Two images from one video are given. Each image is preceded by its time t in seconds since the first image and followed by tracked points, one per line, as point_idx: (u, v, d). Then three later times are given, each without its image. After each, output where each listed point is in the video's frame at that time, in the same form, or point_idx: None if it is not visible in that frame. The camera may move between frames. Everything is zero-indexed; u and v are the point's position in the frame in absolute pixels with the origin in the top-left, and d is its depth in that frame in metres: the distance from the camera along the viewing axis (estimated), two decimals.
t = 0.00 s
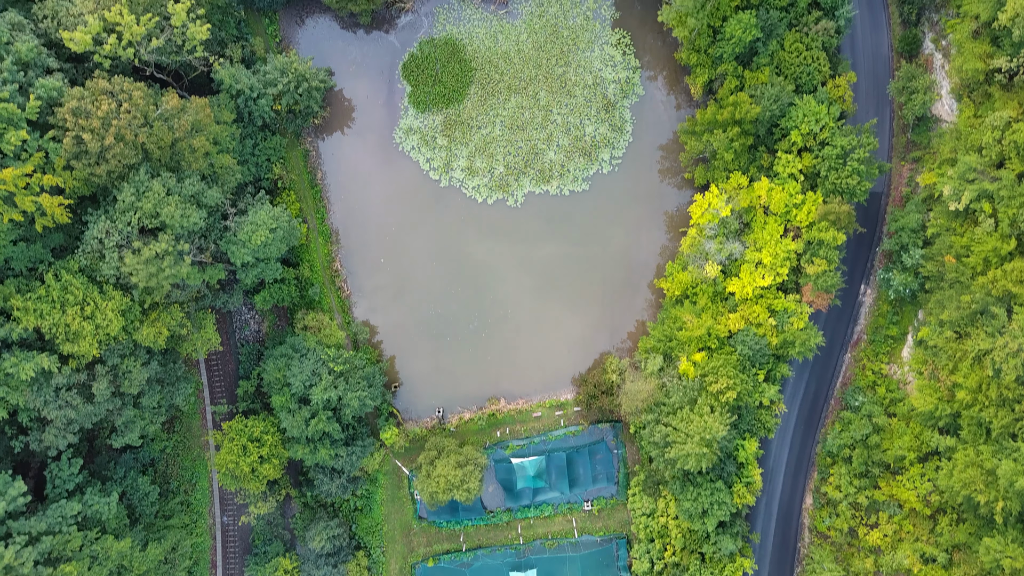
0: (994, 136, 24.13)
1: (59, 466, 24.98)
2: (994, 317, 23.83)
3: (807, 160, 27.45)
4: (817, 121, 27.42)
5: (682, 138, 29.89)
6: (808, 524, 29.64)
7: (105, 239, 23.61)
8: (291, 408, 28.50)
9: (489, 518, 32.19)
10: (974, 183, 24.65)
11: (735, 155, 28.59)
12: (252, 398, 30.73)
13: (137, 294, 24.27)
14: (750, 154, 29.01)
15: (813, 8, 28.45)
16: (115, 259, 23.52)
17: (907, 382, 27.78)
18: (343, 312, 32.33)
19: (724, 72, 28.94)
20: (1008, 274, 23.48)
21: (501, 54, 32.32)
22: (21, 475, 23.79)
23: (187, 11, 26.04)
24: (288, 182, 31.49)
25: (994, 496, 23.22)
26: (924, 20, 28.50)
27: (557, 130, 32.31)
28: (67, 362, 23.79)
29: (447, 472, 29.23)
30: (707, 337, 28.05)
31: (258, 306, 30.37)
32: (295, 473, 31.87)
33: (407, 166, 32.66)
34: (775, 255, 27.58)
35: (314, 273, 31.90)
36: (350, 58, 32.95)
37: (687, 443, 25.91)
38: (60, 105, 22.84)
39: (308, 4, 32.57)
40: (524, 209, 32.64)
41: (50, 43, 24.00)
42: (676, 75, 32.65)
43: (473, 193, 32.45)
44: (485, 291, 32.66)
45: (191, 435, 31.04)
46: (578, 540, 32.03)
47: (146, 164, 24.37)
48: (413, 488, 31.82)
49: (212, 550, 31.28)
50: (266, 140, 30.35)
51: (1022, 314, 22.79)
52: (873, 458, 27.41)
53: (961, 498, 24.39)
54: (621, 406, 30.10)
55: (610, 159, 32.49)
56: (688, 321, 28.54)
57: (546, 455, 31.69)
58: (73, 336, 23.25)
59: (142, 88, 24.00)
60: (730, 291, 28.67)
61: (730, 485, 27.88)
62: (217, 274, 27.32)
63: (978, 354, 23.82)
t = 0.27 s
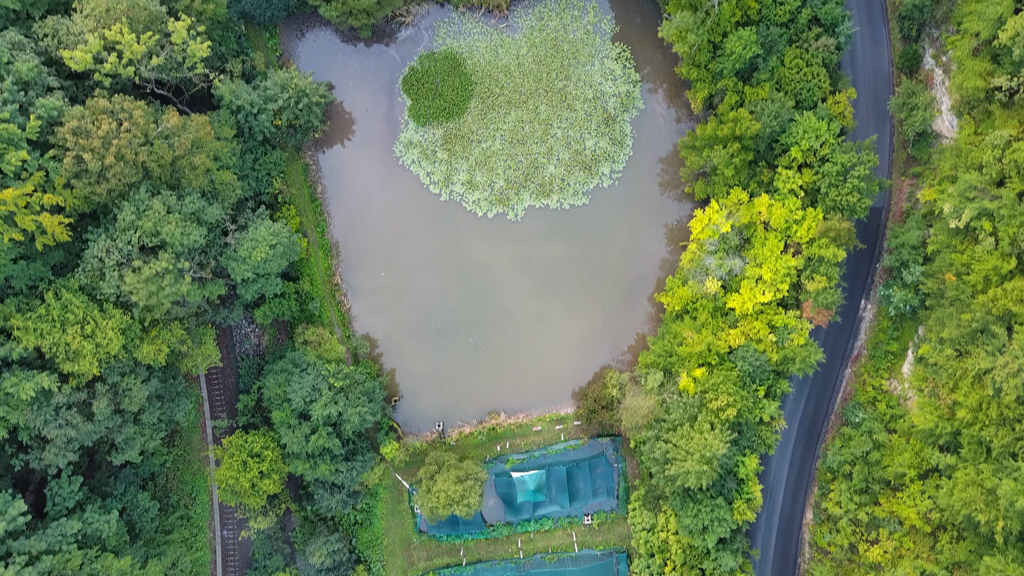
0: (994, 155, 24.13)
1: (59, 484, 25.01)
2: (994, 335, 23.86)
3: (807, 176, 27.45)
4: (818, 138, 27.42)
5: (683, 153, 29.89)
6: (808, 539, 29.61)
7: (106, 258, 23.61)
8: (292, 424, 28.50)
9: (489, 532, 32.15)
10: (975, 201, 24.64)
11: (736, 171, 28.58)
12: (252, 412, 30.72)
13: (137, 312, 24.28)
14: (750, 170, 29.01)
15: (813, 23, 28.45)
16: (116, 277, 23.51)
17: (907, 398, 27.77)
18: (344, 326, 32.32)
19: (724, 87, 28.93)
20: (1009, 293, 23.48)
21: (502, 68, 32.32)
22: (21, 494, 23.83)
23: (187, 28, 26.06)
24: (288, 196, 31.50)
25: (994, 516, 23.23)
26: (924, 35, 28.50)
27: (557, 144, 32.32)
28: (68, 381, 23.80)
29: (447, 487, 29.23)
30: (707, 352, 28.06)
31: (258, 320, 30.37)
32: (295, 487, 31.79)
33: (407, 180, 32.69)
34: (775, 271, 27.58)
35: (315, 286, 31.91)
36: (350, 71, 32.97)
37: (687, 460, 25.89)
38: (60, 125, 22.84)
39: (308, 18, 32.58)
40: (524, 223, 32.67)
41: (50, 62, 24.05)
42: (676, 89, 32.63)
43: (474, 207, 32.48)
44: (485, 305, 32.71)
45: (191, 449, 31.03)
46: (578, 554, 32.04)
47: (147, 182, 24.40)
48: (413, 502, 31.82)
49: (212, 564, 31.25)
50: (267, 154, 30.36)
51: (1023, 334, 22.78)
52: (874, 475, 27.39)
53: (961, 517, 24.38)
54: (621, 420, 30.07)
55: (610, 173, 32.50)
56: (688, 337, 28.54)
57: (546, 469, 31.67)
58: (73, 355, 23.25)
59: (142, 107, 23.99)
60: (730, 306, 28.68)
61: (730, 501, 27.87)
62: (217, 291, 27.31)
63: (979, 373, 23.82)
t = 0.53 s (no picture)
0: (995, 173, 24.12)
1: (60, 501, 25.08)
2: (994, 354, 23.89)
3: (807, 192, 27.45)
4: (818, 154, 27.42)
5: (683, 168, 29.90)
6: (809, 555, 29.56)
7: (106, 277, 23.63)
8: (292, 439, 28.51)
9: (489, 546, 32.10)
10: (975, 218, 24.64)
11: (736, 186, 28.57)
12: (252, 426, 30.70)
13: (137, 330, 24.28)
14: (750, 185, 28.99)
15: (814, 39, 28.45)
16: (115, 296, 23.51)
17: (908, 414, 27.76)
18: (344, 340, 32.31)
19: (724, 102, 28.92)
20: (1009, 312, 23.46)
21: (502, 82, 32.32)
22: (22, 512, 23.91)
23: (188, 45, 26.09)
24: (288, 210, 31.50)
25: (994, 535, 23.22)
26: (925, 51, 28.50)
27: (558, 158, 32.32)
28: (68, 400, 23.83)
29: (447, 502, 29.22)
30: (707, 368, 28.05)
31: (258, 335, 30.37)
32: (295, 501, 31.71)
33: (408, 194, 32.71)
34: (776, 287, 27.56)
35: (315, 300, 31.91)
36: (350, 85, 32.99)
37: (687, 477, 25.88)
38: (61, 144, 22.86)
39: (308, 32, 32.61)
40: (525, 236, 32.67)
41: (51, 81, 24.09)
42: (677, 102, 32.63)
43: (474, 221, 32.49)
44: (485, 319, 32.72)
45: (191, 463, 31.02)
46: (578, 568, 32.02)
47: (147, 200, 24.41)
48: (414, 516, 31.78)
49: None
50: (267, 169, 30.36)
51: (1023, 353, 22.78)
52: (874, 491, 27.35)
53: (962, 536, 24.35)
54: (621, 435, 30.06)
55: (610, 187, 32.49)
56: (688, 352, 28.54)
57: (546, 483, 31.63)
58: (73, 374, 23.26)
59: (142, 125, 23.99)
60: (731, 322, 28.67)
61: (731, 518, 27.84)
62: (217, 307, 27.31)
63: (979, 391, 23.81)
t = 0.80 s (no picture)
0: (995, 192, 24.13)
1: (60, 519, 25.12)
2: (994, 373, 23.92)
3: (808, 208, 27.44)
4: (818, 170, 27.41)
5: (684, 183, 29.89)
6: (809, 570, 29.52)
7: (106, 295, 23.64)
8: (292, 455, 28.51)
9: (490, 560, 32.05)
10: (975, 236, 24.61)
11: (737, 202, 28.54)
12: (252, 440, 30.69)
13: (137, 348, 24.29)
14: (750, 200, 28.97)
15: (814, 55, 28.45)
16: (116, 315, 23.51)
17: (908, 430, 27.74)
18: (344, 354, 32.30)
19: (724, 117, 28.92)
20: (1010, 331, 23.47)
21: (502, 96, 32.32)
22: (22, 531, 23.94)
23: (188, 62, 26.10)
24: (288, 224, 31.50)
25: (995, 554, 23.23)
26: (925, 66, 28.50)
27: (558, 172, 32.32)
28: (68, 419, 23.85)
29: (447, 517, 29.22)
30: (707, 384, 28.04)
31: (258, 349, 30.38)
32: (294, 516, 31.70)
33: (408, 207, 32.71)
34: (776, 303, 27.54)
35: (315, 314, 31.91)
36: (350, 99, 33.00)
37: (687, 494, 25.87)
38: (61, 163, 22.87)
39: (308, 46, 32.64)
40: (525, 250, 32.66)
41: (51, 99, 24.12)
42: (677, 116, 32.62)
43: (474, 235, 32.48)
44: (485, 333, 32.72)
45: (191, 476, 30.99)
46: None
47: (147, 218, 24.44)
48: (413, 530, 31.74)
49: None
50: (267, 183, 30.36)
51: None
52: (875, 507, 27.32)
53: (962, 554, 24.34)
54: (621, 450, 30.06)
55: (610, 201, 32.49)
56: (688, 368, 28.53)
57: (547, 496, 31.54)
58: (73, 393, 23.26)
59: (143, 143, 23.98)
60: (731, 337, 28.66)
61: (731, 534, 27.82)
62: (218, 323, 27.31)
63: (980, 410, 23.81)
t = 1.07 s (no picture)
0: (995, 210, 24.14)
1: (59, 536, 25.14)
2: (994, 392, 23.95)
3: (808, 224, 27.44)
4: (818, 186, 27.42)
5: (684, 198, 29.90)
6: None
7: (106, 314, 23.65)
8: (292, 470, 28.52)
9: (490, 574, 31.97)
10: (975, 254, 24.62)
11: (737, 217, 28.52)
12: (252, 454, 30.68)
13: (138, 366, 24.31)
14: (750, 215, 28.96)
15: (814, 70, 28.45)
16: (115, 333, 23.52)
17: (909, 446, 27.74)
18: (344, 367, 32.29)
19: (725, 132, 28.92)
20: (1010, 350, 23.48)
21: (502, 109, 32.32)
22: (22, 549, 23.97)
23: (188, 79, 26.11)
24: (289, 238, 31.49)
25: (995, 573, 23.23)
26: (925, 82, 28.50)
27: (558, 185, 32.33)
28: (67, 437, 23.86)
29: (447, 532, 29.20)
30: (707, 400, 28.05)
31: (259, 363, 30.39)
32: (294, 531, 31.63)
33: (408, 221, 32.72)
34: (776, 319, 27.54)
35: (315, 328, 31.91)
36: (351, 112, 33.00)
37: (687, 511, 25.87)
38: (61, 182, 22.88)
39: (309, 60, 32.66)
40: (525, 263, 32.66)
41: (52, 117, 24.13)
42: (677, 129, 32.61)
43: (474, 249, 32.49)
44: (485, 348, 32.71)
45: (191, 490, 30.98)
46: None
47: (147, 236, 24.46)
48: (413, 544, 31.71)
49: None
50: (267, 198, 30.37)
51: None
52: (875, 523, 27.31)
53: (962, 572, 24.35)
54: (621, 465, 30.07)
55: (610, 215, 32.48)
56: (688, 383, 28.54)
57: (547, 510, 31.36)
58: (73, 412, 23.27)
59: (143, 162, 23.99)
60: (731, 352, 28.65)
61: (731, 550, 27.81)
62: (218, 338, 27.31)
63: (980, 428, 23.83)
